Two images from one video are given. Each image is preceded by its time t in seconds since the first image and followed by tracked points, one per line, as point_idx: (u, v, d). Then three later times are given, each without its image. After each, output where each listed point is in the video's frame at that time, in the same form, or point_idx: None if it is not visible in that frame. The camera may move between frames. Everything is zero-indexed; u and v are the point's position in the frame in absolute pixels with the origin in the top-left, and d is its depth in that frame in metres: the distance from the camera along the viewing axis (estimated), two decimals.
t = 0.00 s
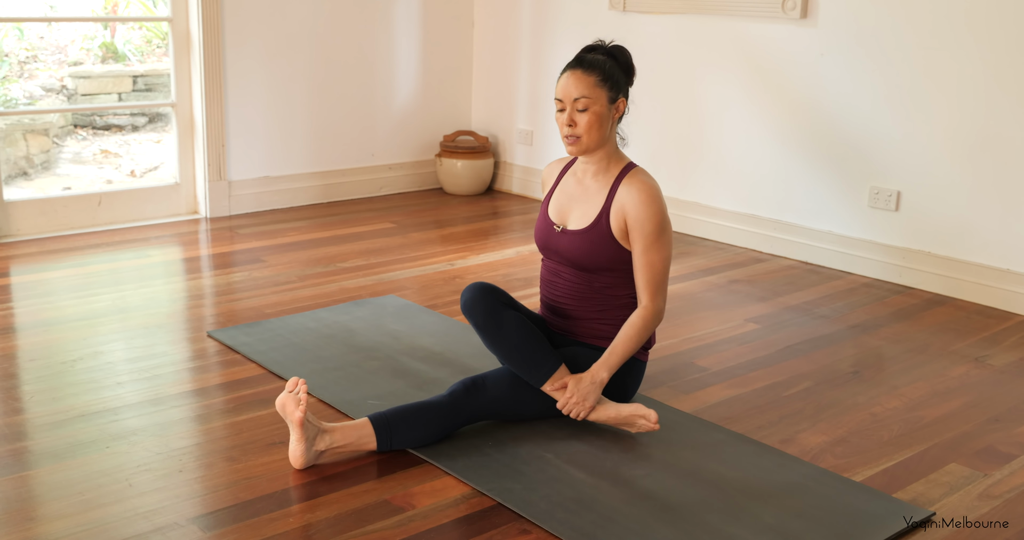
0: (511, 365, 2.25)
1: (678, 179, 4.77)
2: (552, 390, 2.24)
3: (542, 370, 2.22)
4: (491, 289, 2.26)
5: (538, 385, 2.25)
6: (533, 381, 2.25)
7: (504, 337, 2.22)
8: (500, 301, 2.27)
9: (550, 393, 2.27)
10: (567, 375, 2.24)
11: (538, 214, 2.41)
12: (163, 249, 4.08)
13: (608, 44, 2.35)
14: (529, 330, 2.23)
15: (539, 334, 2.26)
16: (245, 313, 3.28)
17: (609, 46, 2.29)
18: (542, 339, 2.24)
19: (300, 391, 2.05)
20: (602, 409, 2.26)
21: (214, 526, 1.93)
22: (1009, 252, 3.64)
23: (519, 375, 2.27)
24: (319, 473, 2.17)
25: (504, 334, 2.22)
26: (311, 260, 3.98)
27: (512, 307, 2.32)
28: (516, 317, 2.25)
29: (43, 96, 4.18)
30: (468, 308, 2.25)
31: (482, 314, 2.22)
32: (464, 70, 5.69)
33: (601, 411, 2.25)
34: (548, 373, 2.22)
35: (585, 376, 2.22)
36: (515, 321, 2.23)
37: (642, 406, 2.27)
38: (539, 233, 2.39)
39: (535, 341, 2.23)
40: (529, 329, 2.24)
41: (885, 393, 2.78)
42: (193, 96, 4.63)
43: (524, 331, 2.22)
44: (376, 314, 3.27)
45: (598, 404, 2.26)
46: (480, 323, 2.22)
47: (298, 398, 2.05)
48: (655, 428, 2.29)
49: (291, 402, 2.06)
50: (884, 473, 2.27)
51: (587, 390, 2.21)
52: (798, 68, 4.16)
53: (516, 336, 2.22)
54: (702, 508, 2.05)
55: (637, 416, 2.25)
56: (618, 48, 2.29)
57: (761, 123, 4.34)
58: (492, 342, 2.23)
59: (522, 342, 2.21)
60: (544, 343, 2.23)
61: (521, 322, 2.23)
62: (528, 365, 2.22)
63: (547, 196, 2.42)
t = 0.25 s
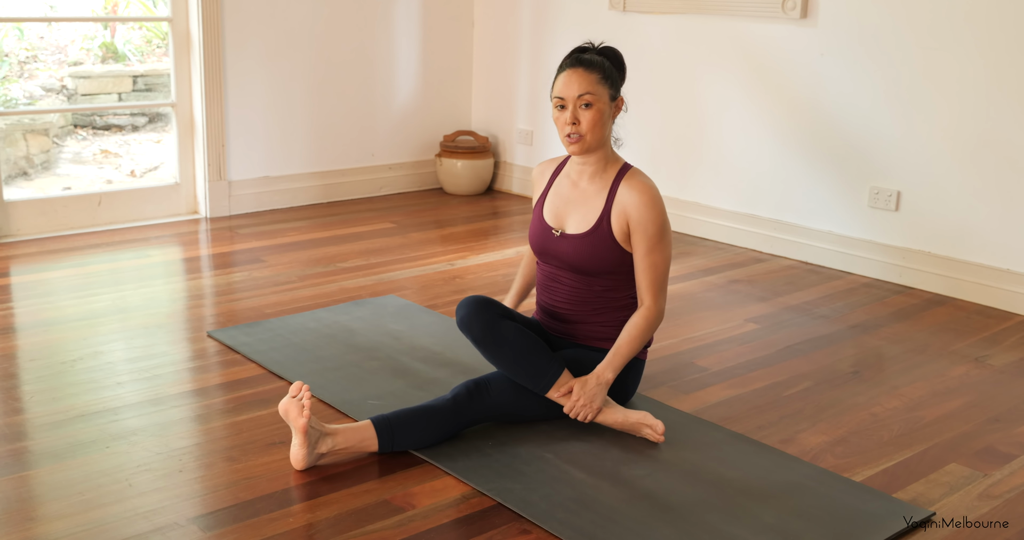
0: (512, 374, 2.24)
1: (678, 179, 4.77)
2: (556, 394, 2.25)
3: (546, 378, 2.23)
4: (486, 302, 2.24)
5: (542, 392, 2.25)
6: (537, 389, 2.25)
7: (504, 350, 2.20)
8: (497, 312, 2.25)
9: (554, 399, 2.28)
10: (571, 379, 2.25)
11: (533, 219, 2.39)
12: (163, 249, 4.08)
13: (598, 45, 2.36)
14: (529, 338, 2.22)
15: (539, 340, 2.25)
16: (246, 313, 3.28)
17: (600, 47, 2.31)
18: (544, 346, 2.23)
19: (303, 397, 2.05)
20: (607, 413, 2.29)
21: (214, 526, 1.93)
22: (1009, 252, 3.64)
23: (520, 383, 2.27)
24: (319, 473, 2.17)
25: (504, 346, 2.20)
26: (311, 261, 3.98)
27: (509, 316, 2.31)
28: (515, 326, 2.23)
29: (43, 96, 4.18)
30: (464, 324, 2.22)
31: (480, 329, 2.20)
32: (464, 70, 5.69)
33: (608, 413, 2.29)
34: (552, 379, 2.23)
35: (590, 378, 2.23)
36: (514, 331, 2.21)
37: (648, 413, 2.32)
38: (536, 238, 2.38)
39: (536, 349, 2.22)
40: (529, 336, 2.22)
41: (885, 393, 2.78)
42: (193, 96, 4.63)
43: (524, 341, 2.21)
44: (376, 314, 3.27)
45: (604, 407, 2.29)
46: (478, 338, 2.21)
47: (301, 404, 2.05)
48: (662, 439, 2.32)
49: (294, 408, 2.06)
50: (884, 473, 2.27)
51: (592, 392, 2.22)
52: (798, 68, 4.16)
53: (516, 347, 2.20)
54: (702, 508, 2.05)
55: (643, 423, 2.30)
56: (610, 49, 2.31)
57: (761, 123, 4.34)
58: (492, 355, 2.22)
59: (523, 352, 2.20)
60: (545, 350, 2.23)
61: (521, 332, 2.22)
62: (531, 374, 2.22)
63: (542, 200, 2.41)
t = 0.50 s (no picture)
0: (509, 379, 2.24)
1: (678, 179, 4.77)
2: (552, 399, 2.25)
3: (543, 382, 2.22)
4: (483, 307, 2.25)
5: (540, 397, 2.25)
6: (534, 393, 2.24)
7: (500, 353, 2.20)
8: (493, 316, 2.26)
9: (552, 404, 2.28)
10: (566, 386, 2.24)
11: (528, 224, 2.39)
12: (163, 249, 4.08)
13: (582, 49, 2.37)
14: (526, 342, 2.22)
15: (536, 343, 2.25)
16: (246, 313, 3.28)
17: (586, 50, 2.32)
18: (541, 352, 2.23)
19: (300, 395, 2.06)
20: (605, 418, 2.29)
21: (214, 526, 1.93)
22: (1009, 252, 3.64)
23: (518, 387, 2.27)
24: (319, 474, 2.16)
25: (500, 351, 2.21)
26: (311, 260, 3.98)
27: (505, 320, 2.31)
28: (511, 329, 2.23)
29: (43, 96, 4.18)
30: (460, 327, 2.24)
31: (476, 333, 2.21)
32: (464, 70, 5.69)
33: (606, 417, 2.29)
34: (550, 383, 2.22)
35: (587, 383, 2.22)
36: (510, 334, 2.21)
37: (646, 415, 2.31)
38: (531, 243, 2.38)
39: (533, 354, 2.21)
40: (525, 341, 2.22)
41: (885, 393, 2.78)
42: (193, 96, 4.63)
43: (520, 345, 2.21)
44: (376, 314, 3.28)
45: (602, 411, 2.28)
46: (475, 342, 2.22)
47: (298, 402, 2.05)
48: (660, 441, 2.32)
49: (292, 406, 2.06)
50: (884, 473, 2.27)
51: (591, 396, 2.22)
52: (798, 68, 4.16)
53: (513, 351, 2.20)
54: (702, 508, 2.05)
55: (641, 426, 2.30)
56: (597, 51, 2.32)
57: (761, 123, 4.34)
58: (488, 359, 2.22)
59: (518, 358, 2.20)
60: (542, 355, 2.22)
61: (517, 335, 2.22)
62: (528, 378, 2.22)
63: (534, 206, 2.39)
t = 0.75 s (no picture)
0: (509, 382, 2.24)
1: (678, 179, 4.77)
2: (553, 402, 2.25)
3: (543, 385, 2.23)
4: (481, 309, 2.24)
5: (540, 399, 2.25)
6: (534, 396, 2.24)
7: (500, 357, 2.20)
8: (493, 319, 2.25)
9: (551, 406, 2.28)
10: (564, 389, 2.25)
11: (525, 227, 2.38)
12: (163, 249, 4.08)
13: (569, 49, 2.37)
14: (526, 345, 2.21)
15: (535, 346, 2.25)
16: (246, 313, 3.28)
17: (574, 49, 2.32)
18: (542, 355, 2.23)
19: (300, 395, 2.05)
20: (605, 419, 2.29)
21: (214, 526, 1.93)
22: (1009, 252, 3.64)
23: (518, 390, 2.27)
24: (319, 474, 2.16)
25: (500, 354, 2.20)
26: (310, 261, 3.98)
27: (504, 323, 2.30)
28: (511, 332, 2.23)
29: (43, 96, 4.18)
30: (459, 331, 2.22)
31: (476, 336, 2.20)
32: (464, 70, 5.69)
33: (606, 418, 2.29)
34: (550, 386, 2.23)
35: (587, 384, 2.22)
36: (510, 337, 2.20)
37: (646, 415, 2.32)
38: (529, 247, 2.37)
39: (533, 358, 2.21)
40: (525, 344, 2.21)
41: (885, 393, 2.78)
42: (193, 96, 4.63)
43: (520, 348, 2.20)
44: (376, 314, 3.28)
45: (602, 412, 2.29)
46: (474, 346, 2.20)
47: (298, 402, 2.05)
48: (660, 441, 2.32)
49: (292, 406, 2.06)
50: (884, 473, 2.27)
51: (591, 398, 2.22)
52: (798, 68, 4.16)
53: (513, 355, 2.20)
54: (702, 508, 2.05)
55: (641, 426, 2.30)
56: (584, 50, 2.32)
57: (761, 122, 4.34)
58: (488, 362, 2.21)
59: (518, 361, 2.20)
60: (542, 358, 2.23)
61: (517, 338, 2.21)
62: (528, 381, 2.22)
63: (529, 210, 2.38)
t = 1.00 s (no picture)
0: (508, 383, 2.24)
1: (678, 179, 4.77)
2: (552, 403, 2.25)
3: (541, 386, 2.23)
4: (481, 311, 2.23)
5: (538, 400, 2.25)
6: (532, 397, 2.25)
7: (499, 359, 2.20)
8: (492, 321, 2.25)
9: (550, 408, 2.28)
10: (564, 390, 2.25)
11: (523, 229, 2.38)
12: (163, 249, 4.08)
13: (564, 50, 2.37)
14: (525, 347, 2.21)
15: (534, 347, 2.26)
16: (245, 313, 3.28)
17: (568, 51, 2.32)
18: (540, 357, 2.23)
19: (299, 395, 2.05)
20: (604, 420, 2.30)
21: (214, 526, 1.93)
22: (1009, 252, 3.64)
23: (516, 391, 2.27)
24: (319, 474, 2.16)
25: (499, 356, 2.20)
26: (310, 261, 3.98)
27: (503, 324, 2.30)
28: (510, 334, 2.23)
29: (43, 97, 4.18)
30: (459, 333, 2.22)
31: (475, 339, 2.20)
32: (464, 70, 5.69)
33: (605, 420, 2.30)
34: (549, 386, 2.23)
35: (585, 387, 2.23)
36: (509, 339, 2.20)
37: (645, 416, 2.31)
38: (527, 249, 2.37)
39: (531, 359, 2.21)
40: (524, 345, 2.22)
41: (885, 393, 2.78)
42: (193, 96, 4.63)
43: (519, 350, 2.20)
44: (376, 314, 3.27)
45: (601, 414, 2.29)
46: (474, 348, 2.20)
47: (297, 402, 2.05)
48: (659, 441, 2.32)
49: (291, 406, 2.06)
50: (884, 473, 2.27)
51: (589, 400, 2.22)
52: (798, 68, 4.16)
53: (512, 356, 2.20)
54: (702, 508, 2.05)
55: (640, 427, 2.30)
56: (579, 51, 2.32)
57: (761, 122, 4.34)
58: (487, 364, 2.21)
59: (517, 363, 2.21)
60: (541, 360, 2.23)
61: (516, 340, 2.21)
62: (526, 383, 2.23)
63: (528, 211, 2.38)
